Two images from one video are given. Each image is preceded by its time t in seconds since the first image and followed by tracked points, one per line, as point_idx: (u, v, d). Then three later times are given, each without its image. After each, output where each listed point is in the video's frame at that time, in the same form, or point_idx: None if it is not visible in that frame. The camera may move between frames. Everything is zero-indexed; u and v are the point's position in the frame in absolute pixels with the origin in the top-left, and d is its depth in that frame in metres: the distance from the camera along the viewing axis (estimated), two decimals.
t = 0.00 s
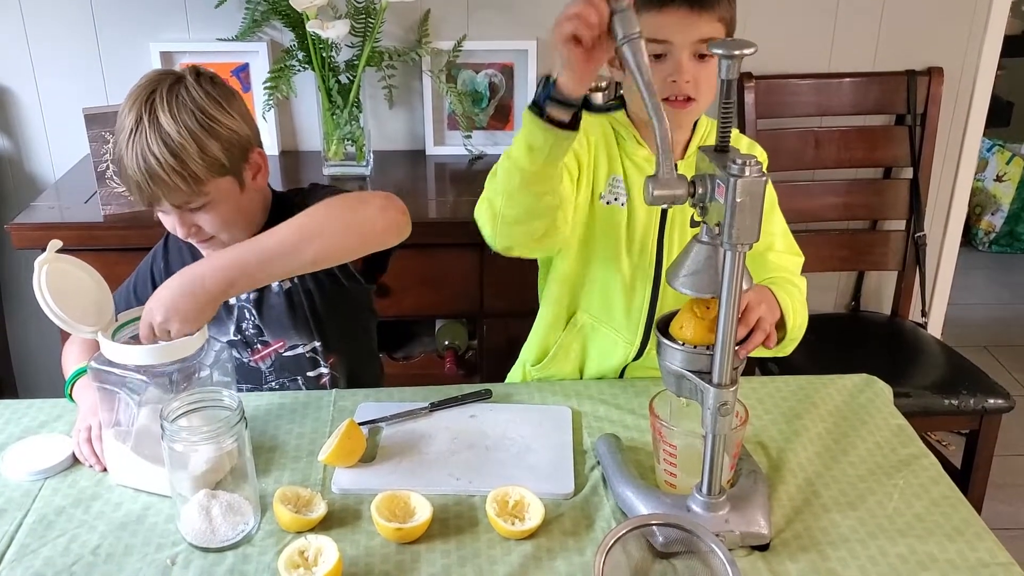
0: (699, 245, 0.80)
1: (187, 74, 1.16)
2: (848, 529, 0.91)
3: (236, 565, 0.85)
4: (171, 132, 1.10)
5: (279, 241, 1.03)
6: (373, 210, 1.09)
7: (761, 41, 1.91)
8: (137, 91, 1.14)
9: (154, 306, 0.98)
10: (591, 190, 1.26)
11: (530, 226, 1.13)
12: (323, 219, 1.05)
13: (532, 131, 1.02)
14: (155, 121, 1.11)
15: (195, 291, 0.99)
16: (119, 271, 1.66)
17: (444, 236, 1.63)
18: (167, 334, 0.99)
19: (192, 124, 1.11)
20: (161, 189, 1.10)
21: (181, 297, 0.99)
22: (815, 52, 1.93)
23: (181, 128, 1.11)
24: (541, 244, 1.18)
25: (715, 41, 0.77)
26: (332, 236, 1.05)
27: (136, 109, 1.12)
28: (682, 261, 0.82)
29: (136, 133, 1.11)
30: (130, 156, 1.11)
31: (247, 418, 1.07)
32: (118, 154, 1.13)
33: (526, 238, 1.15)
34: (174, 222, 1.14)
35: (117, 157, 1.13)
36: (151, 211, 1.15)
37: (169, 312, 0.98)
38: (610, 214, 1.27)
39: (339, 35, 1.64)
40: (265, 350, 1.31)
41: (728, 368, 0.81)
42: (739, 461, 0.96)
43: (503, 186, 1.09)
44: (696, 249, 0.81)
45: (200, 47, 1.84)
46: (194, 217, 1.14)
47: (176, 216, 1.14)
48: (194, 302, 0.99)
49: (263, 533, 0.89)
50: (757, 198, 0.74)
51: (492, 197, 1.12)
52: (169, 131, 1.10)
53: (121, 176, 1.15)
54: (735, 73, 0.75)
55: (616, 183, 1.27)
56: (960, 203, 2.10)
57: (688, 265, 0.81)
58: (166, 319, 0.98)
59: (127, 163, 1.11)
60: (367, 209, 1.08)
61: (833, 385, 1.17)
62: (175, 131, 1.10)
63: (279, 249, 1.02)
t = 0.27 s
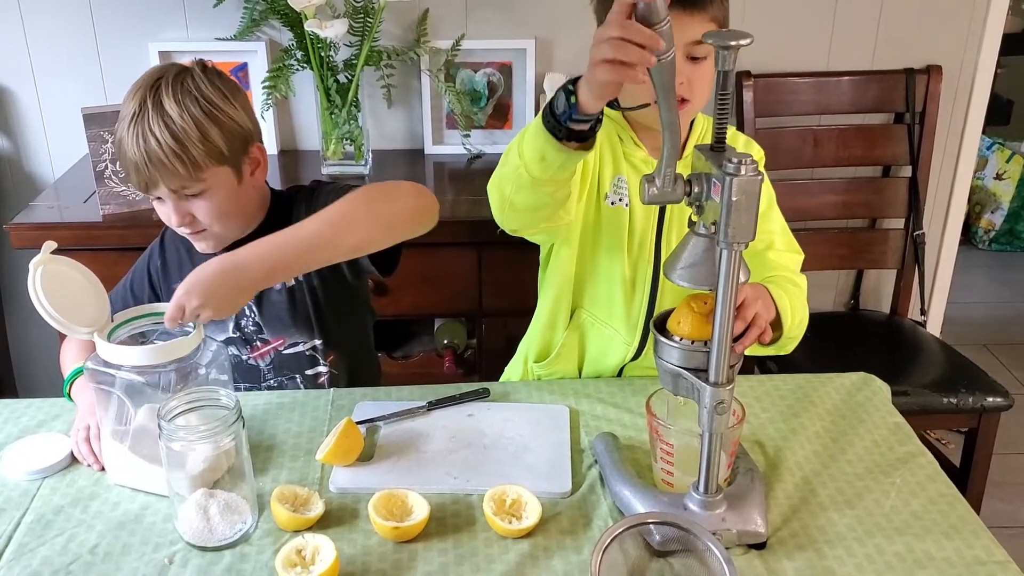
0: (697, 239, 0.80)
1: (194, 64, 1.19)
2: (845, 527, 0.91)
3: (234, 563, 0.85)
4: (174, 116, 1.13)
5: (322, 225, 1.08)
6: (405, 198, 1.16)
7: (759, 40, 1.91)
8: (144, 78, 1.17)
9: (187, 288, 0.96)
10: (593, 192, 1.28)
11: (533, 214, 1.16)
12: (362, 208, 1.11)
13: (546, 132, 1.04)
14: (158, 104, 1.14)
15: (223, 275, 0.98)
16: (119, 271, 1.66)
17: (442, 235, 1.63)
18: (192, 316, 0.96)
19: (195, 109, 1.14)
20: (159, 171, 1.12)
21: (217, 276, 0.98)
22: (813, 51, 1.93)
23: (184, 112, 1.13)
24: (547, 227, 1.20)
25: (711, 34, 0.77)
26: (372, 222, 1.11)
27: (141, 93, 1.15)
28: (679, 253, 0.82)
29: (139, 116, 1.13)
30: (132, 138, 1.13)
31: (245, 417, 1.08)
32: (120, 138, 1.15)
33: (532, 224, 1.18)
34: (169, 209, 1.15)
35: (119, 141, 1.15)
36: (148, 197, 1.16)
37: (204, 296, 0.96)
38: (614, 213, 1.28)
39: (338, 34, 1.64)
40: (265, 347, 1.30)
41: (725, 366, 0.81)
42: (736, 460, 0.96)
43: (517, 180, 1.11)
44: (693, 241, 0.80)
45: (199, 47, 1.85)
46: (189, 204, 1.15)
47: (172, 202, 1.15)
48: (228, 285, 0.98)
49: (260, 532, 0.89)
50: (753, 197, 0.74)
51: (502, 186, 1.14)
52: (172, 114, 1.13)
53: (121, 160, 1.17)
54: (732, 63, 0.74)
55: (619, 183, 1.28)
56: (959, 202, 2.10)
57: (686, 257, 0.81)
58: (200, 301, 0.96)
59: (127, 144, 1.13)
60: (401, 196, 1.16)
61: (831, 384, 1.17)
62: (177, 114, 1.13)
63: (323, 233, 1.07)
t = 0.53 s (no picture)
0: (695, 237, 0.80)
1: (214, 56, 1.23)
2: (844, 526, 0.91)
3: (233, 562, 0.85)
4: (197, 96, 1.16)
5: (363, 262, 1.12)
6: (445, 237, 1.20)
7: (759, 39, 1.91)
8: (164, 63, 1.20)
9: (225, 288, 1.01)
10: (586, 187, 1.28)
11: (526, 211, 1.15)
12: (404, 244, 1.15)
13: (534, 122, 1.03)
14: (180, 85, 1.16)
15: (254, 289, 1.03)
16: (119, 270, 1.67)
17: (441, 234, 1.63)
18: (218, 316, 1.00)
19: (217, 92, 1.17)
20: (176, 148, 1.14)
21: (252, 289, 1.03)
22: (812, 50, 1.93)
23: (206, 94, 1.16)
24: (533, 222, 1.19)
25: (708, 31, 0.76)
26: (411, 262, 1.16)
27: (162, 75, 1.18)
28: (677, 254, 0.82)
29: (160, 95, 1.16)
30: (150, 115, 1.15)
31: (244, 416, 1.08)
32: (134, 116, 1.17)
33: (516, 219, 1.16)
34: (176, 189, 1.16)
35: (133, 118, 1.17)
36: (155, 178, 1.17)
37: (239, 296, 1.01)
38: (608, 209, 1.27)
39: (337, 34, 1.64)
40: (265, 348, 1.31)
41: (723, 366, 0.81)
42: (735, 459, 0.97)
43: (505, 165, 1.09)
44: (692, 241, 0.80)
45: (199, 47, 1.86)
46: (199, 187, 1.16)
47: (182, 183, 1.16)
48: (258, 298, 1.03)
49: (259, 531, 0.89)
50: (751, 196, 0.74)
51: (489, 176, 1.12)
52: (194, 94, 1.16)
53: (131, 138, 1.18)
54: (730, 62, 0.74)
55: (611, 179, 1.27)
56: (958, 200, 2.10)
57: (684, 256, 0.81)
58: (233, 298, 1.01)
59: (144, 121, 1.15)
60: (445, 237, 1.20)
61: (830, 382, 1.17)
62: (200, 96, 1.16)
63: (362, 270, 1.12)
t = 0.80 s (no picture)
0: (693, 235, 0.80)
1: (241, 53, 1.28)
2: (842, 523, 0.91)
3: (233, 560, 0.86)
4: (224, 85, 1.20)
5: (373, 313, 1.19)
6: (461, 299, 1.25)
7: (759, 37, 1.91)
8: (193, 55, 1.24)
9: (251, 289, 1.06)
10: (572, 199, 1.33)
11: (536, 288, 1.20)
12: (412, 293, 1.21)
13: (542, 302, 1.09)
14: (210, 73, 1.20)
15: (272, 297, 1.07)
16: (119, 269, 1.67)
17: (441, 232, 1.63)
18: (231, 318, 1.05)
19: (244, 85, 1.21)
20: (199, 132, 1.16)
21: (274, 295, 1.07)
22: (811, 48, 1.93)
23: (235, 85, 1.20)
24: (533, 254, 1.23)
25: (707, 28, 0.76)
26: (419, 313, 1.21)
27: (191, 64, 1.22)
28: (676, 251, 0.82)
29: (189, 82, 1.19)
30: (176, 99, 1.17)
31: (244, 414, 1.08)
32: (160, 98, 1.19)
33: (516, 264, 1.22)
34: (192, 177, 1.18)
35: (157, 101, 1.19)
36: (171, 162, 1.18)
37: (260, 298, 1.05)
38: (596, 219, 1.33)
39: (337, 32, 1.65)
40: (265, 350, 1.31)
41: (722, 363, 0.81)
42: (734, 456, 0.97)
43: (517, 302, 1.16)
44: (690, 238, 0.80)
45: (199, 45, 1.87)
46: (216, 175, 1.18)
47: (199, 169, 1.17)
48: (276, 305, 1.07)
49: (260, 529, 0.90)
50: (749, 193, 0.74)
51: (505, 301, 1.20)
52: (223, 83, 1.20)
53: (151, 120, 1.19)
54: (728, 60, 0.74)
55: (594, 190, 1.33)
56: (958, 198, 2.10)
57: (683, 254, 0.81)
58: (253, 298, 1.05)
59: (169, 103, 1.17)
60: (461, 297, 1.25)
61: (829, 380, 1.18)
62: (228, 85, 1.20)
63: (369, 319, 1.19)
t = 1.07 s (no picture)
0: (694, 234, 0.81)
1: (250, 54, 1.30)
2: (843, 522, 0.91)
3: (234, 558, 0.86)
4: (235, 81, 1.21)
5: (370, 318, 1.19)
6: (462, 314, 1.26)
7: (760, 36, 1.91)
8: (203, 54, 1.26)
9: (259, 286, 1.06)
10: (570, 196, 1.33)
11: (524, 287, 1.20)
12: (412, 305, 1.21)
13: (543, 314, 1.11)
14: (220, 71, 1.22)
15: (281, 293, 1.07)
16: (120, 268, 1.67)
17: (442, 232, 1.63)
18: (240, 311, 1.04)
19: (254, 83, 1.23)
20: (208, 126, 1.17)
21: (281, 293, 1.07)
22: (813, 47, 1.93)
23: (245, 83, 1.22)
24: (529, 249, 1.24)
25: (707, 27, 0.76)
26: (417, 325, 1.21)
27: (202, 62, 1.23)
28: (677, 250, 0.82)
29: (199, 78, 1.21)
30: (186, 94, 1.18)
31: (246, 413, 1.08)
32: (169, 93, 1.20)
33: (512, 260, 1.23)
34: (198, 174, 1.18)
35: (167, 95, 1.20)
36: (178, 156, 1.18)
37: (266, 296, 1.05)
38: (594, 216, 1.33)
39: (339, 32, 1.65)
40: (267, 350, 1.31)
41: (722, 362, 0.81)
42: (734, 455, 0.97)
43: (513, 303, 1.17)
44: (691, 237, 0.81)
45: (201, 44, 1.87)
46: (222, 171, 1.19)
47: (206, 164, 1.18)
48: (282, 303, 1.07)
49: (260, 528, 0.90)
50: (750, 193, 0.74)
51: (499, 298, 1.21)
52: (234, 80, 1.21)
53: (159, 115, 1.20)
54: (729, 59, 0.74)
55: (593, 187, 1.33)
56: (959, 197, 2.10)
57: (683, 253, 0.81)
58: (259, 294, 1.05)
59: (179, 98, 1.18)
60: (459, 311, 1.25)
61: (830, 379, 1.18)
62: (238, 82, 1.21)
63: (367, 324, 1.19)
